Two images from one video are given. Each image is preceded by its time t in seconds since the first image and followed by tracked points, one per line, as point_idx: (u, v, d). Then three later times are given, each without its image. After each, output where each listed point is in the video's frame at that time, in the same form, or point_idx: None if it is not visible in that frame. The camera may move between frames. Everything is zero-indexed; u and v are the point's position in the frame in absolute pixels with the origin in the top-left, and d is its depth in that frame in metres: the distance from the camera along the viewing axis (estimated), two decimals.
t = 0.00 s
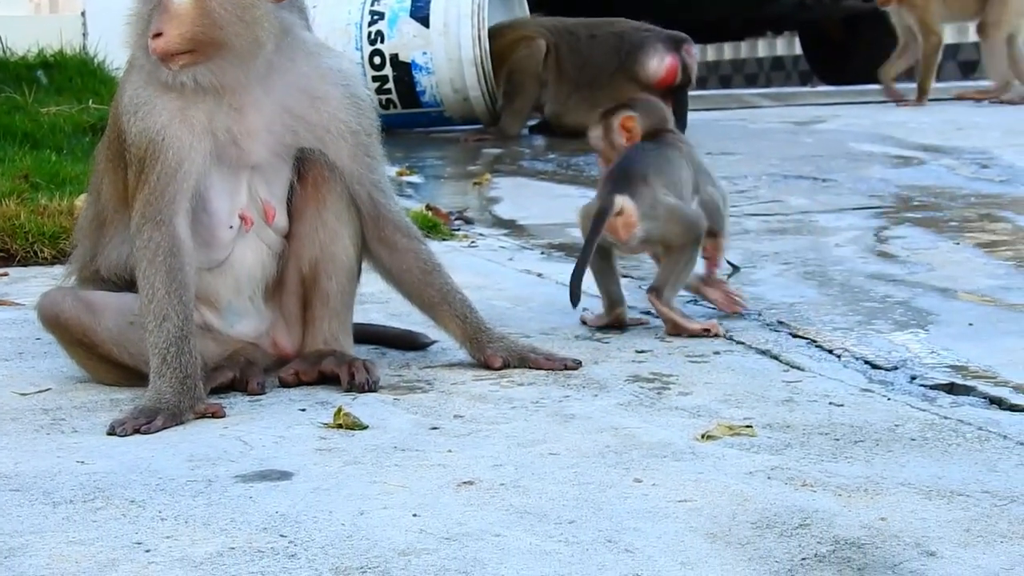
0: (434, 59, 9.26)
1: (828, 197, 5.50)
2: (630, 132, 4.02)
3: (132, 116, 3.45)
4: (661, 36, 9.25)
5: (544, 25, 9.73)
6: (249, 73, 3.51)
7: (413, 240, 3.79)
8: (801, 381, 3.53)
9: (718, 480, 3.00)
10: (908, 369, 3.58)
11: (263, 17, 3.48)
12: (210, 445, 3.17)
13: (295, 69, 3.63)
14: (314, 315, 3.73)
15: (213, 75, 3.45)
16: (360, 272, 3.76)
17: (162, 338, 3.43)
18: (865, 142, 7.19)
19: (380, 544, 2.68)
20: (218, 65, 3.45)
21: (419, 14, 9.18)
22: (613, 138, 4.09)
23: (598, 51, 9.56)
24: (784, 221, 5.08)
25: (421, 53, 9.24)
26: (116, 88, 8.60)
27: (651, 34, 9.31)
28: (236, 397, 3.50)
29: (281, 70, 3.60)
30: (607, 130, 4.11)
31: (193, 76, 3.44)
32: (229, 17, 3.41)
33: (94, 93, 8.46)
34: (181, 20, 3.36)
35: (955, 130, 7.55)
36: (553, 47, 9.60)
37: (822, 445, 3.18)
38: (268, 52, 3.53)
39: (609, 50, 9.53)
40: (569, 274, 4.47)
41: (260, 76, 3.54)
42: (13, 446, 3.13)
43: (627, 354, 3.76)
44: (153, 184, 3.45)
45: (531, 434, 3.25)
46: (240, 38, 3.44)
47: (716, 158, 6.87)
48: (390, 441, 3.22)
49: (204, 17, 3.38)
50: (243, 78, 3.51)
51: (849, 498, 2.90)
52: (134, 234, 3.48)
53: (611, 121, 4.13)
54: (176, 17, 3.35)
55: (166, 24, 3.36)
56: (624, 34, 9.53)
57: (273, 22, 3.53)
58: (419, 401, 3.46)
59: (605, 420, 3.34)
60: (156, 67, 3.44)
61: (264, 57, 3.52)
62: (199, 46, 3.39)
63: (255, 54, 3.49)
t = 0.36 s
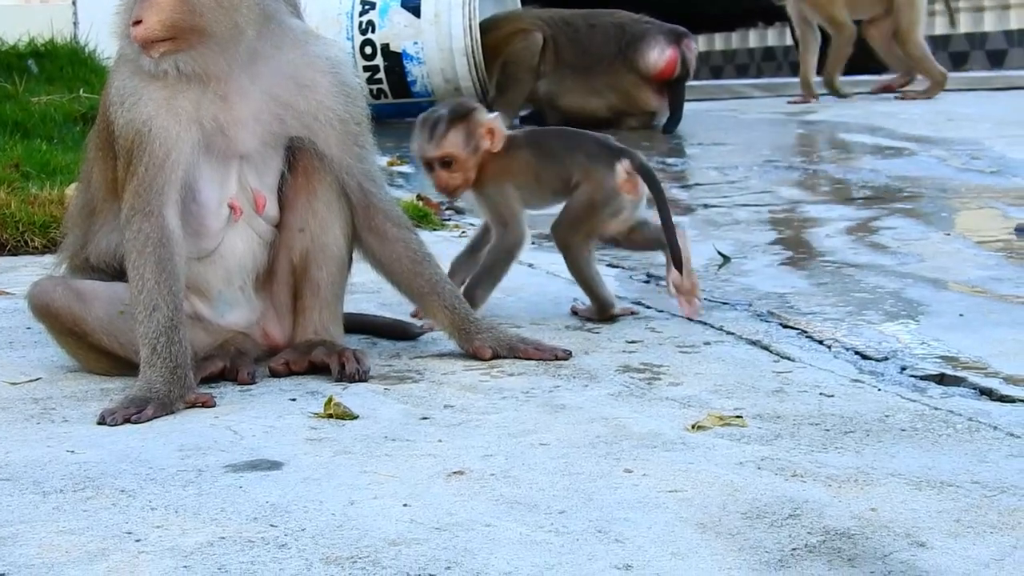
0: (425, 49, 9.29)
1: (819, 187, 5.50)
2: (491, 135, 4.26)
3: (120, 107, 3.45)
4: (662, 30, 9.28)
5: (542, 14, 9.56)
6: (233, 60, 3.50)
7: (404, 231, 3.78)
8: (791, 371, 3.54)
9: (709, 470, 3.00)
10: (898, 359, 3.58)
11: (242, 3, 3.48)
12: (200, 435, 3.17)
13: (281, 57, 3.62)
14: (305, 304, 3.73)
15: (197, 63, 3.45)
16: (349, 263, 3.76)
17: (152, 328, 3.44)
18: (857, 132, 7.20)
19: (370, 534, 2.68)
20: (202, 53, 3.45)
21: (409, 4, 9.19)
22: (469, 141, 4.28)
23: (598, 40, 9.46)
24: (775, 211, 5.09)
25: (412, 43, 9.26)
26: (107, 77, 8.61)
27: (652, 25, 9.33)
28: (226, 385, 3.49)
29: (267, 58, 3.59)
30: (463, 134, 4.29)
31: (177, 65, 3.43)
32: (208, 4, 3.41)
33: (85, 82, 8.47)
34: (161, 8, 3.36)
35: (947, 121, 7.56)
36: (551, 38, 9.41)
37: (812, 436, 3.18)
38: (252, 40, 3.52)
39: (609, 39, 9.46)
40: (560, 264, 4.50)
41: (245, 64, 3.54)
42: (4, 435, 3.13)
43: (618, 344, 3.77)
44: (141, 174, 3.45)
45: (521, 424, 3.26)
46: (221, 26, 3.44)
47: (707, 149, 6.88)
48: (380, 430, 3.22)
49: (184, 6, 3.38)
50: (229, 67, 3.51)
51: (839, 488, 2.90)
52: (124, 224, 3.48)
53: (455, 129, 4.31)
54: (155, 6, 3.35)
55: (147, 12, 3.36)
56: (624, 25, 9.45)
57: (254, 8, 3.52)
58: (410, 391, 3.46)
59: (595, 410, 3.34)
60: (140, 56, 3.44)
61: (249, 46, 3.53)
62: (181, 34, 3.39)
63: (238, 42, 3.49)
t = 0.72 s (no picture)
0: (414, 42, 9.29)
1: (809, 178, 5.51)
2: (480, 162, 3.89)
3: (108, 105, 3.45)
4: (655, 22, 9.25)
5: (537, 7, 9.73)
6: (222, 61, 3.50)
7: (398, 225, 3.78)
8: (780, 364, 3.55)
9: (698, 463, 3.01)
10: (888, 352, 3.59)
11: (227, 4, 3.47)
12: (190, 428, 3.18)
13: (270, 55, 3.62)
14: (295, 299, 3.74)
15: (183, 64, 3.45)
16: (339, 257, 3.76)
17: (141, 325, 3.44)
18: (847, 123, 7.20)
19: (359, 527, 2.69)
20: (189, 53, 3.45)
21: None
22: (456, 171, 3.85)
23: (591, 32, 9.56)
24: (765, 203, 5.10)
25: (401, 36, 9.26)
26: (97, 70, 8.61)
27: (645, 18, 9.32)
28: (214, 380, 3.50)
29: (255, 56, 3.59)
30: (449, 161, 3.84)
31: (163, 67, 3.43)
32: (193, 6, 3.40)
33: (75, 76, 8.48)
34: (147, 10, 3.36)
35: (937, 112, 7.57)
36: (545, 31, 9.62)
37: (801, 428, 3.19)
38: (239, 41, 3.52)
39: (602, 32, 9.52)
40: (550, 256, 4.49)
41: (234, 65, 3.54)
42: None
43: (607, 336, 3.77)
44: (129, 171, 3.45)
45: (510, 417, 3.26)
46: (206, 27, 3.43)
47: (697, 140, 6.89)
48: (370, 424, 3.23)
49: (169, 9, 3.38)
50: (217, 67, 3.50)
51: (828, 480, 2.91)
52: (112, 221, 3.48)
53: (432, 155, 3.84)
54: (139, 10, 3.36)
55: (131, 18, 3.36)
56: (617, 17, 9.51)
57: (239, 9, 3.52)
58: (399, 385, 3.47)
59: (583, 403, 3.35)
60: (127, 56, 3.44)
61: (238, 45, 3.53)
62: (167, 36, 3.39)
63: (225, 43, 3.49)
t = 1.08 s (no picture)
0: (406, 37, 9.24)
1: (802, 173, 5.51)
2: (404, 173, 3.49)
3: (105, 102, 3.44)
4: (649, 19, 9.30)
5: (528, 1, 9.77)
6: (231, 66, 3.48)
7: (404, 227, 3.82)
8: (772, 358, 3.55)
9: (690, 458, 3.01)
10: (880, 347, 3.59)
11: (238, 9, 3.45)
12: (183, 423, 3.18)
13: (271, 56, 3.60)
14: (286, 296, 3.75)
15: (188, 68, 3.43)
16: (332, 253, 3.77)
17: (135, 321, 3.45)
18: (840, 118, 7.21)
19: (352, 522, 2.69)
20: (194, 59, 3.42)
21: None
22: (372, 179, 3.49)
23: (583, 27, 9.63)
24: (758, 197, 5.11)
25: (394, 31, 9.20)
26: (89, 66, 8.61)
27: (638, 14, 9.38)
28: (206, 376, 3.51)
29: (259, 58, 3.57)
30: (364, 169, 3.49)
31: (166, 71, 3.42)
32: (204, 12, 3.37)
33: (67, 72, 8.48)
34: (157, 20, 3.32)
35: (930, 106, 7.58)
36: (536, 26, 9.66)
37: (794, 423, 3.19)
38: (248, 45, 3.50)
39: (595, 27, 9.60)
40: (542, 251, 4.49)
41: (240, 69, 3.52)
42: None
43: (599, 331, 3.77)
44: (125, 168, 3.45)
45: (503, 412, 3.26)
46: (216, 32, 3.41)
47: (690, 134, 6.90)
48: (362, 419, 3.23)
49: (180, 17, 3.34)
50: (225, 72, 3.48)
51: (821, 475, 2.92)
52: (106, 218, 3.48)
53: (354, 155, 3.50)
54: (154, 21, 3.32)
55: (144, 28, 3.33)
56: (610, 12, 9.59)
57: (248, 12, 3.49)
58: (391, 380, 3.47)
59: (576, 398, 3.35)
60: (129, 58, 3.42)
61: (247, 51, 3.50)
62: (175, 45, 3.37)
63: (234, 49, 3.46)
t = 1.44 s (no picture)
0: (400, 31, 9.27)
1: (796, 169, 5.51)
2: (326, 147, 3.40)
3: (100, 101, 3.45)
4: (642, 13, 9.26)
5: None
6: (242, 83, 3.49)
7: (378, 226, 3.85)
8: (767, 353, 3.55)
9: (685, 452, 3.01)
10: (874, 342, 3.60)
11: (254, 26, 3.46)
12: (177, 417, 3.18)
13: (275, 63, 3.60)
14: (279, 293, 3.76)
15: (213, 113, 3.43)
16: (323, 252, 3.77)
17: (127, 316, 3.45)
18: (833, 114, 7.21)
19: (347, 516, 2.69)
20: (223, 102, 3.41)
21: None
22: (296, 150, 3.42)
23: (578, 22, 9.62)
24: (752, 193, 5.11)
25: (388, 25, 9.23)
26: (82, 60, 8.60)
27: (633, 9, 9.35)
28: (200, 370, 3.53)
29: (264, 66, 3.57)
30: (288, 139, 3.42)
31: (189, 109, 3.40)
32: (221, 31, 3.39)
33: (60, 66, 8.47)
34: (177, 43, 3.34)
35: (923, 103, 7.58)
36: (531, 22, 9.72)
37: (788, 418, 3.19)
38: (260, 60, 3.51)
39: (589, 22, 9.58)
40: (536, 246, 4.49)
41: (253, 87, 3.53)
42: None
43: (594, 326, 3.77)
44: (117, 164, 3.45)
45: (498, 406, 3.26)
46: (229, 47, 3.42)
47: (684, 130, 6.90)
48: (357, 413, 3.23)
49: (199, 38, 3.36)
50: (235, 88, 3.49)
51: (816, 470, 2.92)
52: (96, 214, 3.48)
53: (279, 127, 3.44)
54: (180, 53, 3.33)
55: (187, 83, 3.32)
56: (605, 6, 9.57)
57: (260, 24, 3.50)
58: (386, 373, 3.47)
59: (570, 392, 3.35)
60: (140, 80, 3.39)
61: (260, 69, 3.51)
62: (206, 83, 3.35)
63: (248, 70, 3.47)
